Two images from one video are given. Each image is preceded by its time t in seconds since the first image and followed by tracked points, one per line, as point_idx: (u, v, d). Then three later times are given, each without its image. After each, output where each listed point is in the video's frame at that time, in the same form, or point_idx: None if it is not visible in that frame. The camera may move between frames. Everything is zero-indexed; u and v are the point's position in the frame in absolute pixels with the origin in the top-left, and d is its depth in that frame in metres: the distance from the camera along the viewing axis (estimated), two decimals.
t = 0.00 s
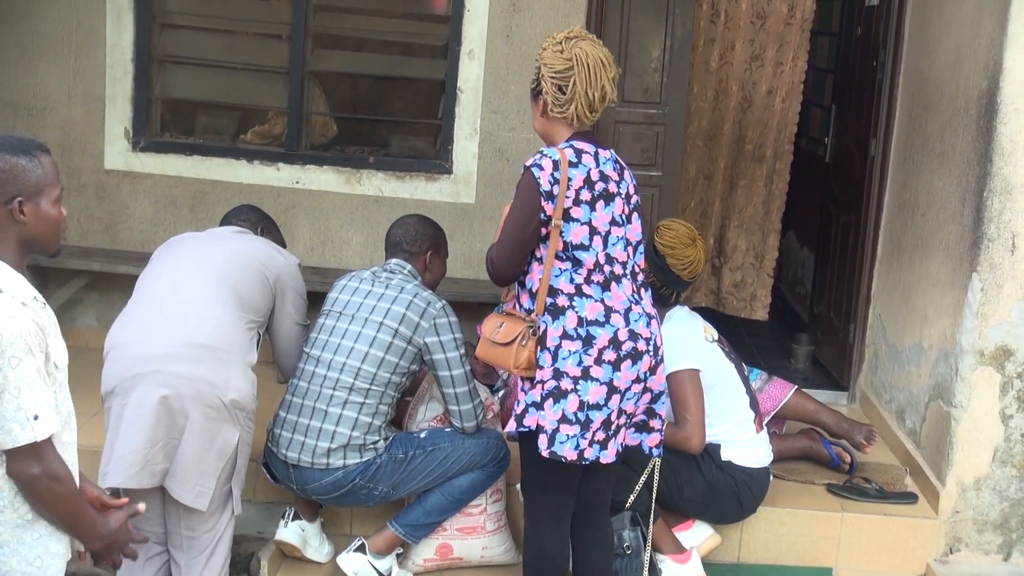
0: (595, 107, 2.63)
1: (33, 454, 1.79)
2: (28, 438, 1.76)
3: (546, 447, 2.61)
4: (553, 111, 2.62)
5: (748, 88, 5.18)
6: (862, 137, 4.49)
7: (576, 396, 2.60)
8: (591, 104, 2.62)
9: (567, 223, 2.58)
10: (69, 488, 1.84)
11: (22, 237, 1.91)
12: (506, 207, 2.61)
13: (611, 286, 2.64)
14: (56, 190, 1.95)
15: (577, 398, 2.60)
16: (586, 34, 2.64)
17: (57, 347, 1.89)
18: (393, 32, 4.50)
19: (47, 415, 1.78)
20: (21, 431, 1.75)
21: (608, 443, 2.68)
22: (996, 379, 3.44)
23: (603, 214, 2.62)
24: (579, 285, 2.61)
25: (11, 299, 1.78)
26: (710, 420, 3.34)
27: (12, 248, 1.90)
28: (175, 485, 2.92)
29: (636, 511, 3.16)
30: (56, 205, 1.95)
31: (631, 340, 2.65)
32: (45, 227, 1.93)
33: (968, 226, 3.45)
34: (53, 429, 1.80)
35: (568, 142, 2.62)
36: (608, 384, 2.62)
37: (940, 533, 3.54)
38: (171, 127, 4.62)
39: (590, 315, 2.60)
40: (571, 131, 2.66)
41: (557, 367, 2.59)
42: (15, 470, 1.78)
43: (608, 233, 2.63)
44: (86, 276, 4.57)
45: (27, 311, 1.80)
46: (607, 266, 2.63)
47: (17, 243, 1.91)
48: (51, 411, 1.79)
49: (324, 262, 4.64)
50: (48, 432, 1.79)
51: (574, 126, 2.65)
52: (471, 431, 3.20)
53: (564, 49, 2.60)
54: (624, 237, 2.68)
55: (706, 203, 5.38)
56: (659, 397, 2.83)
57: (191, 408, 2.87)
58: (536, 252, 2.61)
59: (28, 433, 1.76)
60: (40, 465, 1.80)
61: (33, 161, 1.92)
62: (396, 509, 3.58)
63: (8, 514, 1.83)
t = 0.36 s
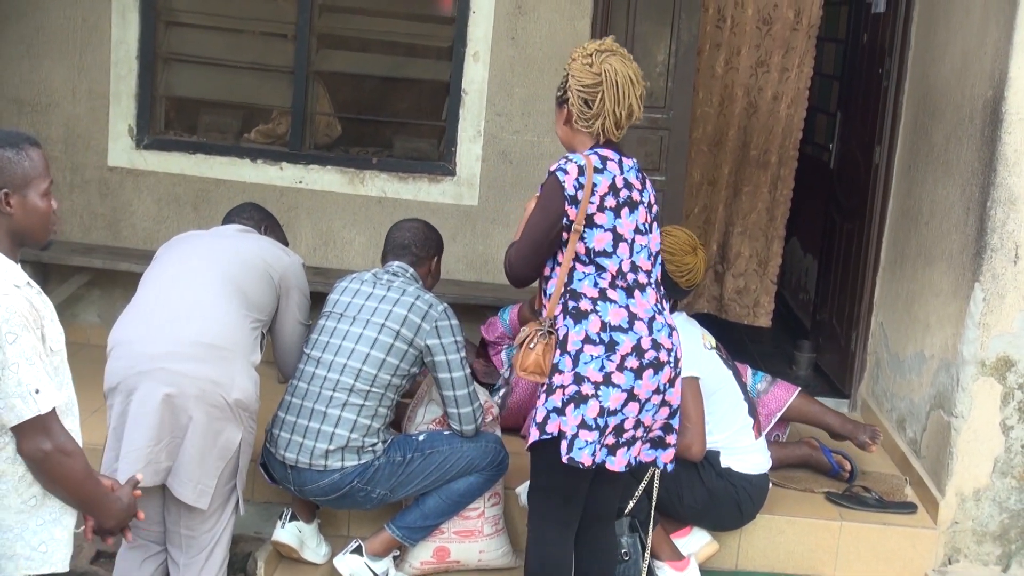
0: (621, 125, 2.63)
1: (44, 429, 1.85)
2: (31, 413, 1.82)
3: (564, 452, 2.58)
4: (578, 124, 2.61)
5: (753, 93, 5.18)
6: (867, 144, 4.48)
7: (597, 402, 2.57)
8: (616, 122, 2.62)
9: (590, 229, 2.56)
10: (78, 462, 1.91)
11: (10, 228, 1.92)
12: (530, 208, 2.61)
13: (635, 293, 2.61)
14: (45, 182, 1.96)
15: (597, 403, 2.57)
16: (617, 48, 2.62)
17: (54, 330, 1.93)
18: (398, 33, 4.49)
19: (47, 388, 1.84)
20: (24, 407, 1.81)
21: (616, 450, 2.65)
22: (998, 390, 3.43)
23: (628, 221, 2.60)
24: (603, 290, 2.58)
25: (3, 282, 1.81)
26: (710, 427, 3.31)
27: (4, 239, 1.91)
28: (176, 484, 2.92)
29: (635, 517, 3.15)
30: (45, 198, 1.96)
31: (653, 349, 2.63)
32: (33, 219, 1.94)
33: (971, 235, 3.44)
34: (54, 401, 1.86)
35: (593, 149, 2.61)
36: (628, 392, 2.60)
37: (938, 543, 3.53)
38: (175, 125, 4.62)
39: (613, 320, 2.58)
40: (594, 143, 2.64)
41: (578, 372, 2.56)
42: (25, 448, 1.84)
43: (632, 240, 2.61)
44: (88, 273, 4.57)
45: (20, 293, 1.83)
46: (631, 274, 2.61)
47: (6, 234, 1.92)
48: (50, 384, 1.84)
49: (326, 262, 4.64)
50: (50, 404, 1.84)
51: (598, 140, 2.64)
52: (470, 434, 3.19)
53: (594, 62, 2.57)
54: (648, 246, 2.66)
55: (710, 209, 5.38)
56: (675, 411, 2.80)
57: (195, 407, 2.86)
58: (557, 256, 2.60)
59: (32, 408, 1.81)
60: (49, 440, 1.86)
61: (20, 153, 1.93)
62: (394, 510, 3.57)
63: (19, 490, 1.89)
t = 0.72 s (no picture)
0: (616, 143, 2.63)
1: (60, 426, 1.87)
2: (42, 412, 1.84)
3: (575, 466, 2.57)
4: (574, 141, 2.62)
5: (756, 106, 5.20)
6: (869, 156, 4.49)
7: (607, 415, 2.57)
8: (610, 141, 2.61)
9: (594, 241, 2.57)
10: (97, 457, 1.93)
11: (20, 238, 1.93)
12: (531, 218, 2.59)
13: (639, 305, 2.62)
14: (58, 197, 1.98)
15: (608, 416, 2.57)
16: (617, 67, 2.63)
17: (66, 329, 1.92)
18: (400, 46, 4.50)
19: (57, 387, 1.86)
20: (34, 407, 1.83)
21: (632, 468, 2.63)
22: (1000, 403, 3.43)
23: (630, 235, 2.61)
24: (608, 302, 2.58)
25: (9, 286, 1.83)
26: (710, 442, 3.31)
27: (13, 249, 1.93)
28: (183, 498, 2.92)
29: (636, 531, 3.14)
30: (57, 213, 1.98)
31: (660, 361, 2.63)
32: (43, 232, 1.96)
33: (974, 248, 3.43)
34: (67, 399, 1.88)
35: (590, 165, 2.61)
36: (638, 404, 2.60)
37: (941, 557, 3.51)
38: (176, 138, 4.63)
39: (620, 332, 2.58)
40: (589, 160, 2.64)
41: (587, 384, 2.56)
42: (43, 447, 1.86)
43: (635, 254, 2.62)
44: (90, 286, 4.58)
45: (28, 296, 1.85)
46: (634, 287, 2.62)
47: (16, 244, 1.93)
48: (61, 383, 1.86)
49: (328, 275, 4.64)
50: (62, 403, 1.86)
51: (594, 158, 2.64)
52: (469, 445, 3.19)
53: (592, 79, 2.58)
54: (649, 260, 2.67)
55: (713, 222, 5.39)
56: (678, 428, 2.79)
57: (202, 422, 2.86)
58: (561, 270, 2.59)
59: (42, 407, 1.84)
60: (66, 437, 1.88)
61: (38, 168, 1.95)
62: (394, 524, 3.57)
63: (41, 490, 1.91)
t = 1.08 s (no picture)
0: (605, 143, 2.62)
1: (64, 430, 1.85)
2: (42, 415, 1.82)
3: (566, 473, 2.54)
4: (563, 142, 2.62)
5: (757, 108, 5.19)
6: (871, 157, 4.49)
7: (596, 421, 2.56)
8: (599, 142, 2.60)
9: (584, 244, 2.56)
10: (96, 465, 1.91)
11: (31, 240, 1.92)
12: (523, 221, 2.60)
13: (629, 309, 2.61)
14: (70, 201, 1.96)
15: (597, 421, 2.56)
16: (605, 66, 2.62)
17: (74, 333, 1.91)
18: (401, 48, 4.50)
19: (59, 392, 1.84)
20: (34, 410, 1.81)
21: (634, 477, 2.60)
22: (1003, 404, 3.42)
23: (620, 238, 2.60)
24: (598, 306, 2.57)
25: (17, 289, 1.83)
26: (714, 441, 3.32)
27: (25, 252, 1.91)
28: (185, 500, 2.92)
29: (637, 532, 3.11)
30: (69, 215, 1.96)
31: (651, 366, 2.62)
32: (54, 234, 1.94)
33: (976, 248, 3.43)
34: (70, 402, 1.86)
35: (580, 167, 2.61)
36: (629, 409, 2.58)
37: (944, 557, 3.51)
38: (178, 141, 4.63)
39: (610, 336, 2.57)
40: (579, 162, 2.63)
41: (576, 391, 2.55)
42: (48, 451, 1.85)
43: (625, 257, 2.61)
44: (91, 288, 4.58)
45: (37, 299, 1.85)
46: (624, 291, 2.61)
47: (27, 246, 1.92)
48: (63, 388, 1.85)
49: (330, 277, 4.64)
50: (62, 408, 1.84)
51: (584, 158, 2.63)
52: (471, 447, 3.18)
53: (579, 80, 2.57)
54: (640, 263, 2.66)
55: (715, 224, 5.38)
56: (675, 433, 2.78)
57: (203, 425, 2.86)
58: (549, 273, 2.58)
59: (42, 411, 1.82)
60: (71, 442, 1.86)
61: (50, 170, 1.94)
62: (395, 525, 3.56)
63: (44, 494, 1.89)
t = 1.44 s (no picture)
0: (598, 144, 2.58)
1: (90, 444, 1.86)
2: (65, 432, 1.82)
3: (549, 483, 2.55)
4: (558, 143, 2.60)
5: (760, 110, 5.19)
6: (874, 159, 4.49)
7: (579, 431, 2.55)
8: (592, 142, 2.57)
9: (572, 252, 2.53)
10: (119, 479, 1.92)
11: (45, 248, 1.93)
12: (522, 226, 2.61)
13: (618, 317, 2.58)
14: (84, 208, 1.97)
15: (580, 432, 2.55)
16: (600, 66, 2.60)
17: (90, 345, 1.91)
18: (404, 52, 4.51)
19: (80, 407, 1.84)
20: (56, 427, 1.81)
21: (620, 487, 2.60)
22: (1007, 405, 3.41)
23: (611, 245, 2.56)
24: (585, 315, 2.55)
25: (35, 301, 1.81)
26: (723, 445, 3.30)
27: (39, 259, 1.92)
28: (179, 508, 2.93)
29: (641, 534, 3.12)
30: (83, 222, 1.97)
31: (638, 376, 2.60)
32: (69, 242, 1.95)
33: (980, 250, 3.43)
34: (91, 418, 1.86)
35: (575, 172, 2.58)
36: (614, 419, 2.57)
37: (949, 559, 3.51)
38: (181, 145, 4.64)
39: (595, 346, 2.55)
40: (575, 165, 2.60)
41: (560, 401, 2.54)
42: (77, 465, 1.85)
43: (616, 265, 2.57)
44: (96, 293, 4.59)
45: (55, 312, 1.83)
46: (614, 299, 2.57)
47: (41, 253, 1.92)
48: (85, 404, 1.84)
49: (334, 281, 4.65)
50: (84, 423, 1.84)
51: (579, 160, 2.61)
52: (474, 450, 3.17)
53: (572, 79, 2.56)
54: (634, 270, 2.61)
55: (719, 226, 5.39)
56: (668, 442, 2.76)
57: (194, 433, 2.88)
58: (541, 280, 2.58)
59: (65, 428, 1.82)
60: (98, 454, 1.87)
61: (63, 177, 1.94)
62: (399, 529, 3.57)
63: (60, 506, 1.89)
